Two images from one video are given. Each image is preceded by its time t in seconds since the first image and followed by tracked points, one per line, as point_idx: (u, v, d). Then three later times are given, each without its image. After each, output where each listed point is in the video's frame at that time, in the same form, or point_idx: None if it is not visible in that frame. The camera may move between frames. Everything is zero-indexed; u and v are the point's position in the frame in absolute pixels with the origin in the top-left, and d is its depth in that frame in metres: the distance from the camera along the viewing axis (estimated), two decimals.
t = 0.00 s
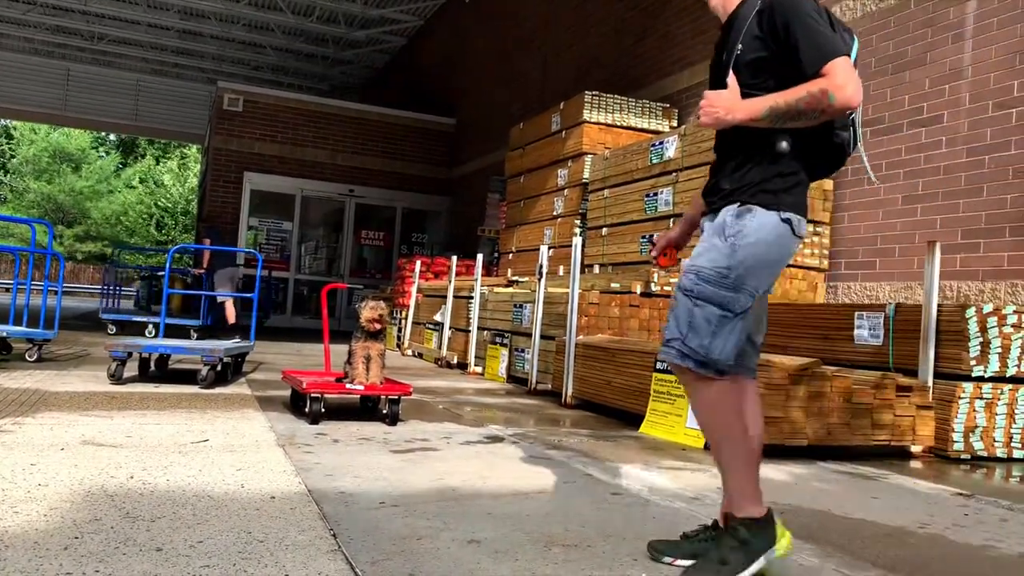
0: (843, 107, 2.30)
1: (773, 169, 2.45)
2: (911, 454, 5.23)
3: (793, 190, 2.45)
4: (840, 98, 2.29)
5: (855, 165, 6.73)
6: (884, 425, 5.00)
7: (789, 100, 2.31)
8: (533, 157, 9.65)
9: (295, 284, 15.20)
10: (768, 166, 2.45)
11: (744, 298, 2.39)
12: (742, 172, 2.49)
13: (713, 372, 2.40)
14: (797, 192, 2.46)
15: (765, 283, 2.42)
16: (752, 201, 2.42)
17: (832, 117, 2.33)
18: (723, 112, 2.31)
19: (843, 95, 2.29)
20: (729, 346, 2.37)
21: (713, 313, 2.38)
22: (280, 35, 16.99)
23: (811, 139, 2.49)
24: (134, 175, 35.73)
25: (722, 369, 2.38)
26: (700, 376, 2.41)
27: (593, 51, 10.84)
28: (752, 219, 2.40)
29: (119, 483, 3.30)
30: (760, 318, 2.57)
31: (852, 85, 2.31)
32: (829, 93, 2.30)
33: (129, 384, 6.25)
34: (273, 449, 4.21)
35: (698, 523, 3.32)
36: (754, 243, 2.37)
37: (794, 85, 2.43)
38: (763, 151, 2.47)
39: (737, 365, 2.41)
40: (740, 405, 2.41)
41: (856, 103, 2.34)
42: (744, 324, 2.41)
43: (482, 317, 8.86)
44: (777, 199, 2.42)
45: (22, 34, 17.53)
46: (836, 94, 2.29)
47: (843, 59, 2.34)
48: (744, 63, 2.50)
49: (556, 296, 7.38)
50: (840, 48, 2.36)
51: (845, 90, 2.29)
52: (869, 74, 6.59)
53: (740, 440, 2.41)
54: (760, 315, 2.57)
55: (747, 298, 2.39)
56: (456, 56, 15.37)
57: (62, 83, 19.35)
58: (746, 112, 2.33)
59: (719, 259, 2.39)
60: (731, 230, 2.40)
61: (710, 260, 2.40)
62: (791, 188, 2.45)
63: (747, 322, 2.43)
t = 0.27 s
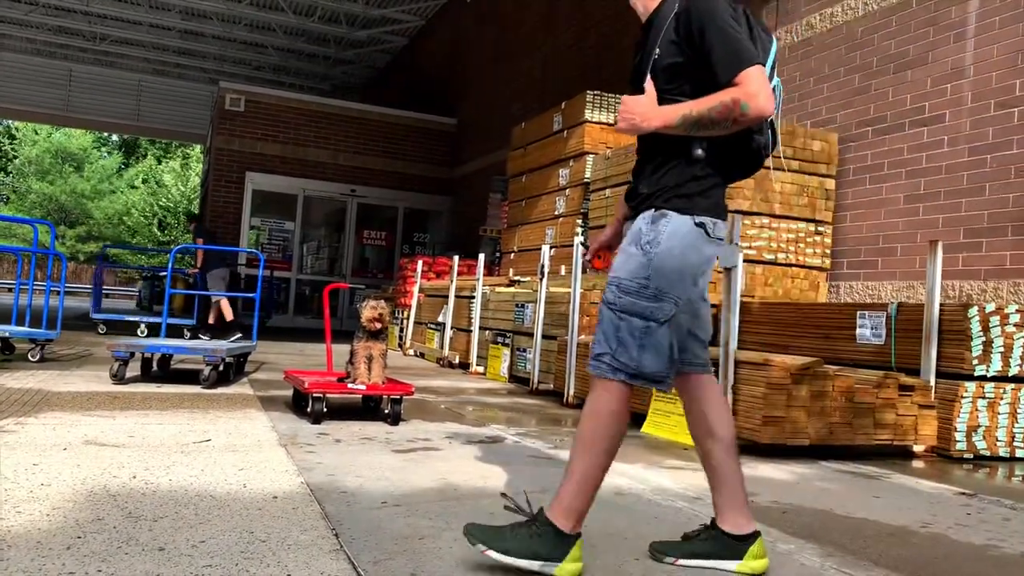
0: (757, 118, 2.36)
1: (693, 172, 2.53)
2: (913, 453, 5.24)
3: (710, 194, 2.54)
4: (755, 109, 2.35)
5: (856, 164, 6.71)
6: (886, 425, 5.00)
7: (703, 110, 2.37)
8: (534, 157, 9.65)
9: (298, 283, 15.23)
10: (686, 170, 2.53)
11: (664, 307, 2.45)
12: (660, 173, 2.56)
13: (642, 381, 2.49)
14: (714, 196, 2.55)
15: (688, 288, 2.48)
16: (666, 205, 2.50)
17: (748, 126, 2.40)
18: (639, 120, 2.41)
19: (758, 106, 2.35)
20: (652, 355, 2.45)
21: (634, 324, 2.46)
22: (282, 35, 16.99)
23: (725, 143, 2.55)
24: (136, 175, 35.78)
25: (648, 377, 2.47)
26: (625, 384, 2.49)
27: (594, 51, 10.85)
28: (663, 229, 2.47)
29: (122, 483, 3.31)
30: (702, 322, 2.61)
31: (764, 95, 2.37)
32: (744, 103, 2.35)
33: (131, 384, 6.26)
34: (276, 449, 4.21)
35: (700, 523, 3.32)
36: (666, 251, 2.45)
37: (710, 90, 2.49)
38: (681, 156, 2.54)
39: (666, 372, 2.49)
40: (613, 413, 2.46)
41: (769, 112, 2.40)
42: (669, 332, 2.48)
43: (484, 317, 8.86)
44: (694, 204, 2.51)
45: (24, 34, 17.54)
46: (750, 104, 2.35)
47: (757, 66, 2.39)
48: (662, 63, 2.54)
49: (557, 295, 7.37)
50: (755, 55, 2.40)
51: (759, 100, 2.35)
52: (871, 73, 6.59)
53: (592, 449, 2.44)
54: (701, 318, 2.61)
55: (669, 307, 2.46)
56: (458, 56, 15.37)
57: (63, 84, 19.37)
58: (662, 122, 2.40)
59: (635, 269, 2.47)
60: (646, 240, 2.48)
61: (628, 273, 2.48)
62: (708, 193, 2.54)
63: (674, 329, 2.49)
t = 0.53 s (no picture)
0: (651, 101, 2.35)
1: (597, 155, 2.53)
2: (919, 451, 5.22)
3: (615, 179, 2.53)
4: (648, 92, 2.35)
5: (862, 161, 6.69)
6: (892, 423, 4.99)
7: (601, 93, 2.39)
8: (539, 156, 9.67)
9: (303, 283, 15.32)
10: (589, 154, 2.53)
11: (573, 294, 2.45)
12: (568, 156, 2.57)
13: (550, 371, 2.47)
14: (619, 182, 2.54)
15: (595, 276, 2.49)
16: (571, 188, 2.50)
17: (645, 109, 2.39)
18: (542, 102, 2.45)
19: (651, 89, 2.35)
20: (560, 344, 2.43)
21: (541, 310, 2.44)
22: (286, 34, 17.00)
23: (634, 130, 2.54)
24: (141, 174, 35.91)
25: (557, 366, 2.44)
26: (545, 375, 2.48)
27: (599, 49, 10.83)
28: (577, 215, 2.47)
29: (128, 482, 3.31)
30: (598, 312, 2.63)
31: (660, 78, 2.36)
32: (637, 85, 2.35)
33: (137, 383, 6.28)
34: (281, 448, 4.22)
35: (705, 521, 3.32)
36: (580, 237, 2.46)
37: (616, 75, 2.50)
38: (586, 140, 2.55)
39: (572, 362, 2.46)
40: (570, 407, 2.50)
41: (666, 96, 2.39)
42: (577, 320, 2.47)
43: (489, 316, 8.87)
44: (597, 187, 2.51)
45: (29, 35, 17.57)
46: (644, 87, 2.35)
47: (654, 51, 2.40)
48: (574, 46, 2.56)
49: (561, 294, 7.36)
50: (655, 41, 2.40)
51: (652, 83, 2.34)
52: (876, 71, 6.57)
53: (563, 448, 2.48)
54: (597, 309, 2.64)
55: (577, 294, 2.46)
56: (462, 55, 15.36)
57: (68, 84, 19.42)
58: (563, 104, 2.43)
59: (550, 255, 2.46)
60: (558, 224, 2.48)
61: (540, 258, 2.47)
62: (614, 178, 2.53)
63: (581, 318, 2.49)
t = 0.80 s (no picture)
0: (545, 85, 2.39)
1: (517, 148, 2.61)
2: (930, 447, 5.20)
3: (536, 171, 2.59)
4: (543, 77, 2.39)
5: (872, 156, 6.66)
6: (903, 419, 4.97)
7: (501, 83, 2.50)
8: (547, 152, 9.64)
9: (312, 281, 15.33)
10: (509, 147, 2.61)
11: (535, 286, 2.52)
12: (495, 153, 2.67)
13: (536, 365, 2.54)
14: (540, 173, 2.59)
15: (549, 265, 2.58)
16: (499, 188, 2.60)
17: (545, 95, 2.43)
18: (458, 95, 2.66)
19: (545, 73, 2.38)
20: (539, 336, 2.51)
21: (511, 311, 2.51)
22: (295, 33, 17.03)
23: (552, 119, 2.59)
24: (151, 173, 36.11)
25: (541, 359, 2.52)
26: (534, 371, 2.55)
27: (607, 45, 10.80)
28: (518, 216, 2.55)
29: (140, 479, 3.34)
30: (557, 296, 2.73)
31: (557, 63, 2.39)
32: (532, 71, 2.40)
33: (149, 381, 6.31)
34: (292, 445, 4.24)
35: (715, 517, 3.32)
36: (529, 233, 2.54)
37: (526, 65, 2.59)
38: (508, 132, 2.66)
39: (554, 350, 2.54)
40: (564, 398, 2.55)
41: (565, 80, 2.42)
42: (547, 309, 2.54)
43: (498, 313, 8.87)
44: (518, 180, 2.58)
45: (40, 35, 17.65)
46: (538, 72, 2.39)
47: (554, 33, 2.43)
48: (495, 41, 2.68)
49: (570, 291, 7.36)
50: (548, 27, 2.43)
51: (545, 67, 2.38)
52: (885, 66, 6.54)
53: (563, 441, 2.54)
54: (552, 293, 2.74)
55: (540, 285, 2.53)
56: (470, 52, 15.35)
57: (78, 84, 19.53)
58: (475, 97, 2.61)
59: (504, 260, 2.53)
60: (501, 230, 2.55)
61: (494, 267, 2.55)
62: (535, 170, 2.59)
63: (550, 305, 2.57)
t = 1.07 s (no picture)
0: (459, 94, 2.57)
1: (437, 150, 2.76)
2: (947, 442, 5.17)
3: (455, 172, 2.74)
4: (457, 86, 2.56)
5: (887, 149, 6.62)
6: (919, 414, 4.94)
7: (421, 90, 2.66)
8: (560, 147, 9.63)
9: (326, 277, 15.26)
10: (430, 149, 2.77)
11: (440, 282, 2.63)
12: (417, 154, 2.83)
13: (437, 357, 2.63)
14: (461, 175, 2.74)
15: (458, 264, 2.69)
16: (419, 190, 2.73)
17: (460, 102, 2.61)
18: (386, 100, 2.82)
19: (458, 82, 2.56)
20: (438, 329, 2.60)
21: (415, 305, 2.63)
22: (308, 30, 17.08)
23: (471, 125, 2.76)
24: (166, 171, 36.32)
25: (440, 353, 2.61)
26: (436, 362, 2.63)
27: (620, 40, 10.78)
28: (430, 215, 2.69)
29: (158, 476, 3.36)
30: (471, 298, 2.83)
31: (470, 73, 2.57)
32: (447, 80, 2.57)
33: (165, 378, 6.35)
34: (308, 441, 4.26)
35: (729, 513, 3.31)
36: (439, 231, 2.67)
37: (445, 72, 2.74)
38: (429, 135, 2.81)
39: (453, 345, 2.62)
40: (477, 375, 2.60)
41: (477, 88, 2.59)
42: (449, 306, 2.64)
43: (512, 309, 8.87)
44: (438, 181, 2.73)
45: (55, 34, 17.75)
46: (453, 82, 2.57)
47: (469, 45, 2.61)
48: (417, 48, 2.84)
49: (584, 287, 7.35)
50: (462, 39, 2.60)
51: (459, 77, 2.56)
52: (900, 58, 6.49)
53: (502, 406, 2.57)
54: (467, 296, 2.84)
55: (446, 282, 2.64)
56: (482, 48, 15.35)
57: (93, 83, 19.66)
58: (399, 101, 2.78)
59: (414, 255, 2.65)
60: (415, 228, 2.69)
61: (403, 262, 2.67)
62: (454, 171, 2.73)
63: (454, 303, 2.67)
